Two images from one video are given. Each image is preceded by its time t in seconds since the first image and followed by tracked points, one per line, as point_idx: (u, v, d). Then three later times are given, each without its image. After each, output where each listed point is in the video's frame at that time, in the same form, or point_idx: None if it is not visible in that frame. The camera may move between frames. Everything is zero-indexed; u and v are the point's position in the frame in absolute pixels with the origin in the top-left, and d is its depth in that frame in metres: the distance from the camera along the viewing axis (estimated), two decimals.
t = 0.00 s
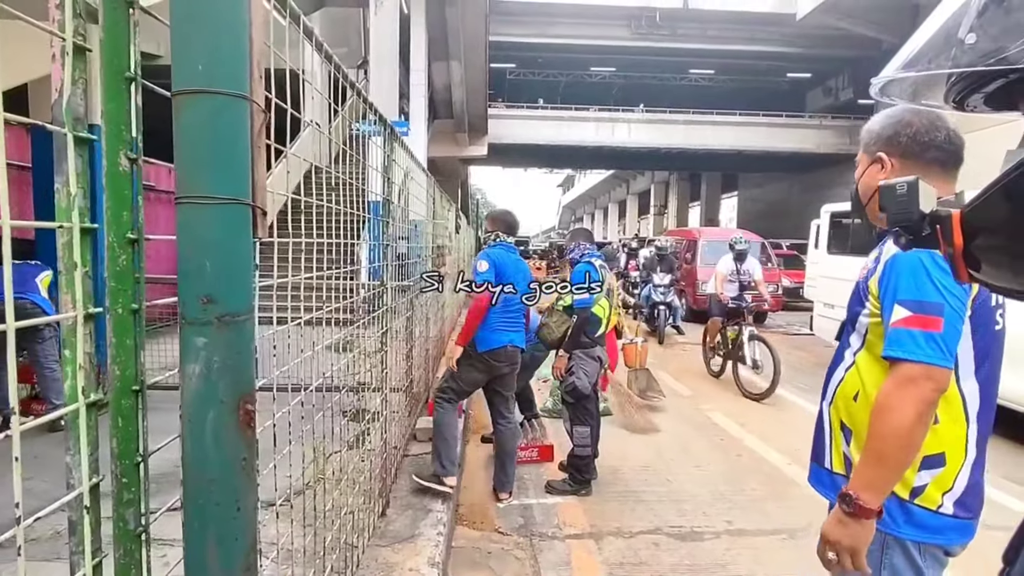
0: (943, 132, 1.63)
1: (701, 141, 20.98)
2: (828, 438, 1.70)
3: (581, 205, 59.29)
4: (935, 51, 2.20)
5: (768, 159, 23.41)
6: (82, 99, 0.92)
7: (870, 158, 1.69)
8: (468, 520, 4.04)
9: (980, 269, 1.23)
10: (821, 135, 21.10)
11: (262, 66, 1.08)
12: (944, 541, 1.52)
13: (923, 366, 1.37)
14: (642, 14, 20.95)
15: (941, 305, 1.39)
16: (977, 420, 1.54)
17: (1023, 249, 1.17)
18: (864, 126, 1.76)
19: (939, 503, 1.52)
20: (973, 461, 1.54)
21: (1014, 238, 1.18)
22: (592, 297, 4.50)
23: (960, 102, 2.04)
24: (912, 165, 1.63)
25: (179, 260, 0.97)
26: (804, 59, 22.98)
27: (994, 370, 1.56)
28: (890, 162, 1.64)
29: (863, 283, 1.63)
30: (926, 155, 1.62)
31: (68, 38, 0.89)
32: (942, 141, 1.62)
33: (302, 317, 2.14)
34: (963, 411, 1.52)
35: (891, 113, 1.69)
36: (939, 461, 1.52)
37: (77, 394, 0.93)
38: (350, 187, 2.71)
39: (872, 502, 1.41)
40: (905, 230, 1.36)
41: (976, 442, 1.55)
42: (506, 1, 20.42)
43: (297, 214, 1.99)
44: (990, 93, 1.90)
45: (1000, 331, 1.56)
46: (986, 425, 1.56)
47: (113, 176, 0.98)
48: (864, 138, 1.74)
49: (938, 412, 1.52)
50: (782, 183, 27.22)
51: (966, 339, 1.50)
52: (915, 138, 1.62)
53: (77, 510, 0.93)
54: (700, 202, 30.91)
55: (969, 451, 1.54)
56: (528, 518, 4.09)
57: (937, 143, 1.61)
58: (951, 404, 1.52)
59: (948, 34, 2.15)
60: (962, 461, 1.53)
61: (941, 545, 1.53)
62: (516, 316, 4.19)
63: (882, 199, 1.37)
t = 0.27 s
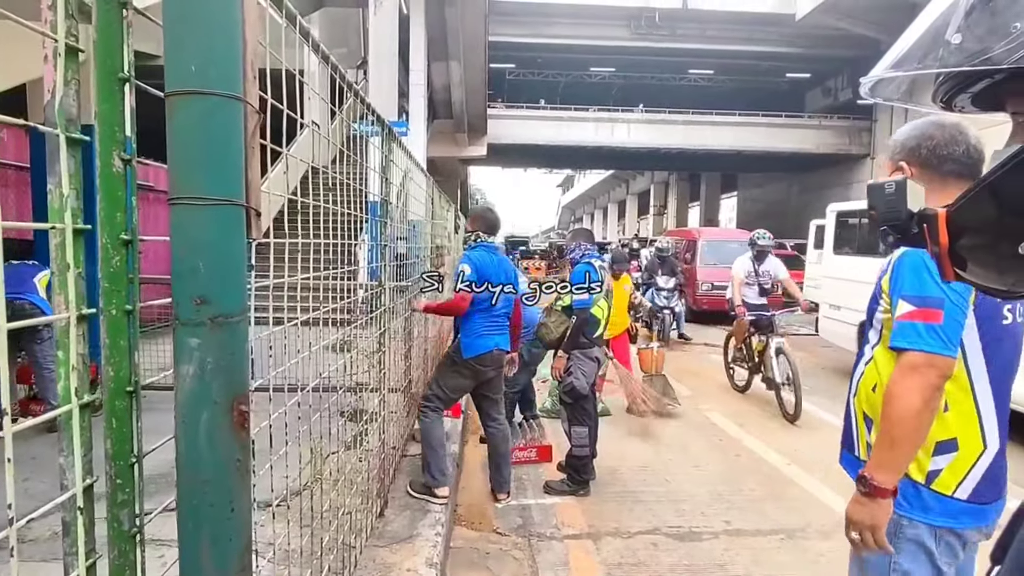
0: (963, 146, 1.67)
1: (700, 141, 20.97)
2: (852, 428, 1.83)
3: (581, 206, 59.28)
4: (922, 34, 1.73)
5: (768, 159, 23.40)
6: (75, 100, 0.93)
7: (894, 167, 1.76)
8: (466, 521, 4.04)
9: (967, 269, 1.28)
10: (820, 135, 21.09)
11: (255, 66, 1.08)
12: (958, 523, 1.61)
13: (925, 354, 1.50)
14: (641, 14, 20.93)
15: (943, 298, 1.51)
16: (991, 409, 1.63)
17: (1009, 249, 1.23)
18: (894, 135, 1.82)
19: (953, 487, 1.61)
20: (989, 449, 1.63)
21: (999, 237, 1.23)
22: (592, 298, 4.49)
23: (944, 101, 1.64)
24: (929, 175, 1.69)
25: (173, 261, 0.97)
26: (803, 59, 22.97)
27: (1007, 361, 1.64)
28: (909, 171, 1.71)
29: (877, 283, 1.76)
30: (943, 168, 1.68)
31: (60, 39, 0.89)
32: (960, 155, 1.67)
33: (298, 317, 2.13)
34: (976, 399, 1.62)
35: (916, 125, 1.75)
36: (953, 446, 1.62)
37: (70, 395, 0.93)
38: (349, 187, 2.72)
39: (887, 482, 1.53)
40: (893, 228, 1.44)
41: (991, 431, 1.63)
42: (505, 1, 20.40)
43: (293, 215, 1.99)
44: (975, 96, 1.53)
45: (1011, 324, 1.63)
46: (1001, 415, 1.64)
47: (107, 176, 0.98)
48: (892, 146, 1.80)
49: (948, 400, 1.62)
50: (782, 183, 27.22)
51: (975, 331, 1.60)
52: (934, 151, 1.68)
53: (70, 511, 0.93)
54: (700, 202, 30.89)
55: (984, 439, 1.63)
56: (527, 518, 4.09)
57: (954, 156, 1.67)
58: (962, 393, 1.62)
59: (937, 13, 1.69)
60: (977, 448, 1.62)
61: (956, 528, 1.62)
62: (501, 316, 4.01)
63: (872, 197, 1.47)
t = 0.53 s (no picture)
0: (973, 151, 1.67)
1: (700, 142, 20.97)
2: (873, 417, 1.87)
3: (581, 206, 59.30)
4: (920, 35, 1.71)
5: (767, 159, 23.40)
6: (73, 100, 0.92)
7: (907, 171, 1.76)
8: (466, 521, 4.04)
9: (968, 271, 1.27)
10: (820, 136, 21.09)
11: (255, 67, 1.08)
12: (961, 509, 1.63)
13: (926, 344, 1.57)
14: (641, 15, 20.92)
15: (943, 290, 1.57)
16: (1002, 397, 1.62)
17: (1009, 250, 1.23)
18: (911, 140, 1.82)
19: (960, 473, 1.63)
20: (999, 437, 1.62)
21: (1000, 239, 1.23)
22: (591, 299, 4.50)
23: (945, 103, 1.64)
24: (942, 180, 1.69)
25: (172, 262, 0.97)
26: (803, 60, 22.97)
27: (1018, 353, 1.61)
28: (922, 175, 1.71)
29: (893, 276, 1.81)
30: (952, 171, 1.68)
31: (58, 40, 0.89)
32: (970, 160, 1.67)
33: (298, 318, 2.12)
34: (982, 386, 1.62)
35: (931, 131, 1.75)
36: (962, 432, 1.64)
37: (68, 397, 0.92)
38: (348, 188, 2.72)
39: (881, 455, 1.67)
40: (894, 230, 1.43)
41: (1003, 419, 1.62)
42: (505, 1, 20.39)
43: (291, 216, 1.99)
44: (975, 99, 1.53)
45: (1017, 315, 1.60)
46: (1016, 403, 1.62)
47: (106, 177, 0.98)
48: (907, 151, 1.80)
49: (955, 386, 1.64)
50: (782, 183, 27.22)
51: (984, 318, 1.60)
52: (945, 156, 1.68)
53: (68, 513, 0.92)
54: (700, 202, 30.89)
55: (994, 425, 1.63)
56: (526, 519, 4.09)
57: (965, 161, 1.67)
58: (968, 380, 1.63)
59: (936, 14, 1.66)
60: (987, 435, 1.63)
61: (959, 513, 1.64)
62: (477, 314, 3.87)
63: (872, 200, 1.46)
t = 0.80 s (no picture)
0: (981, 153, 1.67)
1: (699, 142, 20.97)
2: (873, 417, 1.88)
3: (580, 205, 59.46)
4: (914, 40, 1.72)
5: (767, 159, 23.41)
6: (72, 101, 0.92)
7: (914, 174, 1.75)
8: (466, 521, 4.04)
9: (971, 272, 1.26)
10: (820, 136, 21.09)
11: (255, 68, 1.08)
12: (953, 502, 1.63)
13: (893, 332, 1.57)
14: (641, 15, 20.92)
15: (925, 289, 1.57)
16: (994, 391, 1.62)
17: (1010, 250, 1.23)
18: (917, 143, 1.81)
19: (952, 466, 1.63)
20: (991, 431, 1.62)
21: (1002, 239, 1.23)
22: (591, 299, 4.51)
23: (947, 104, 1.65)
24: (951, 180, 1.68)
25: (170, 261, 0.97)
26: (803, 60, 22.98)
27: (1012, 348, 1.62)
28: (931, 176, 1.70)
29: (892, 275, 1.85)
30: (960, 172, 1.67)
31: (57, 40, 0.89)
32: (978, 161, 1.66)
33: (297, 318, 2.12)
34: (973, 379, 1.63)
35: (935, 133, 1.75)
36: (952, 426, 1.65)
37: (66, 398, 0.92)
38: (348, 188, 2.72)
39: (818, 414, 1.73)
40: (898, 231, 1.44)
41: (995, 413, 1.63)
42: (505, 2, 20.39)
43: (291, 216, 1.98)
44: (978, 98, 1.55)
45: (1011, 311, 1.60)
46: (1008, 398, 1.62)
47: (105, 177, 0.97)
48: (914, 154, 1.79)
49: (947, 381, 1.65)
50: (782, 183, 27.22)
51: (974, 313, 1.62)
52: (953, 157, 1.67)
53: (66, 514, 0.92)
54: (700, 202, 30.90)
55: (986, 420, 1.63)
56: (526, 519, 4.09)
57: (973, 161, 1.66)
58: (958, 374, 1.64)
59: (929, 17, 1.67)
60: (978, 428, 1.63)
61: (952, 506, 1.63)
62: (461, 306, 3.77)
63: (875, 201, 1.45)
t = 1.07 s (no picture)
0: (984, 148, 1.67)
1: (699, 141, 20.95)
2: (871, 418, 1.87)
3: (580, 205, 59.48)
4: (921, 37, 1.73)
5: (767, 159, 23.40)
6: (69, 97, 0.91)
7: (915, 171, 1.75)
8: (465, 521, 4.03)
9: (978, 270, 1.25)
10: (820, 136, 21.08)
11: (252, 64, 1.07)
12: (951, 501, 1.62)
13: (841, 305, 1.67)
14: (641, 14, 20.90)
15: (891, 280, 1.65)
16: (992, 391, 1.61)
17: (1016, 249, 1.22)
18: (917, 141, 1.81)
19: (950, 466, 1.62)
20: (989, 431, 1.61)
21: (1008, 236, 1.22)
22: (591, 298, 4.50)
23: (954, 100, 1.65)
24: (951, 177, 1.69)
25: (168, 259, 0.96)
26: (803, 60, 22.97)
27: (1011, 349, 1.61)
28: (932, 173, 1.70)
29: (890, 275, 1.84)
30: (964, 168, 1.67)
31: (54, 35, 0.88)
32: (981, 156, 1.66)
33: (296, 317, 2.11)
34: (970, 379, 1.62)
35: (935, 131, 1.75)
36: (949, 427, 1.63)
37: (63, 396, 0.91)
38: (348, 187, 2.71)
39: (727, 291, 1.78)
40: (902, 229, 1.38)
41: (992, 413, 1.62)
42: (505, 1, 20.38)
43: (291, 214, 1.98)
44: (985, 95, 1.55)
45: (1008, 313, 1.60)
46: (1005, 399, 1.61)
47: (102, 174, 0.97)
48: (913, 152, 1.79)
49: (944, 382, 1.64)
50: (783, 183, 27.22)
51: (971, 314, 1.61)
52: (956, 153, 1.68)
53: (63, 512, 0.92)
54: (699, 202, 30.90)
55: (982, 420, 1.62)
56: (526, 519, 4.08)
57: (974, 157, 1.66)
58: (955, 375, 1.63)
59: (931, 18, 1.69)
60: (974, 429, 1.62)
61: (951, 505, 1.63)
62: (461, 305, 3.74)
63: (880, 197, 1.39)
